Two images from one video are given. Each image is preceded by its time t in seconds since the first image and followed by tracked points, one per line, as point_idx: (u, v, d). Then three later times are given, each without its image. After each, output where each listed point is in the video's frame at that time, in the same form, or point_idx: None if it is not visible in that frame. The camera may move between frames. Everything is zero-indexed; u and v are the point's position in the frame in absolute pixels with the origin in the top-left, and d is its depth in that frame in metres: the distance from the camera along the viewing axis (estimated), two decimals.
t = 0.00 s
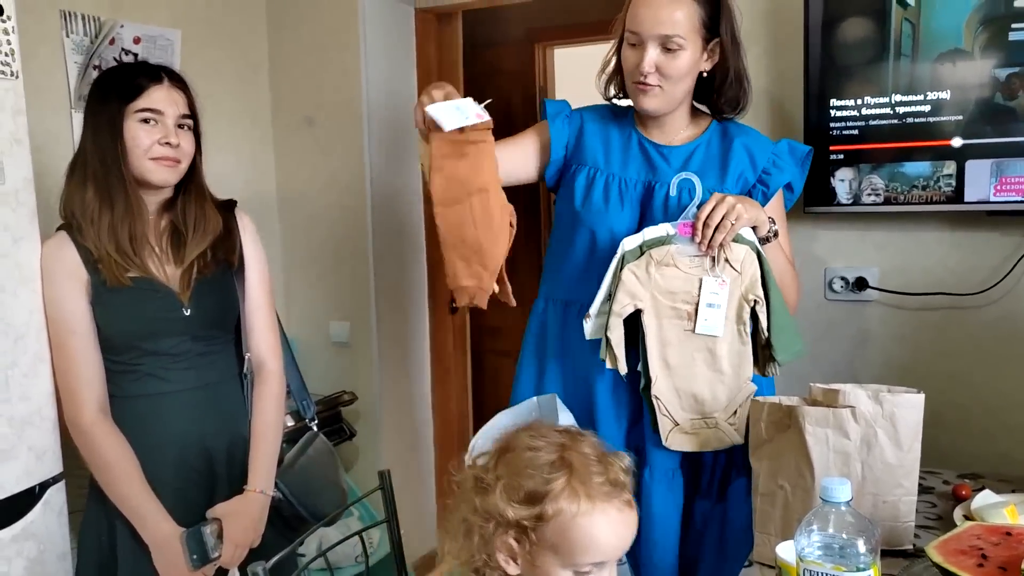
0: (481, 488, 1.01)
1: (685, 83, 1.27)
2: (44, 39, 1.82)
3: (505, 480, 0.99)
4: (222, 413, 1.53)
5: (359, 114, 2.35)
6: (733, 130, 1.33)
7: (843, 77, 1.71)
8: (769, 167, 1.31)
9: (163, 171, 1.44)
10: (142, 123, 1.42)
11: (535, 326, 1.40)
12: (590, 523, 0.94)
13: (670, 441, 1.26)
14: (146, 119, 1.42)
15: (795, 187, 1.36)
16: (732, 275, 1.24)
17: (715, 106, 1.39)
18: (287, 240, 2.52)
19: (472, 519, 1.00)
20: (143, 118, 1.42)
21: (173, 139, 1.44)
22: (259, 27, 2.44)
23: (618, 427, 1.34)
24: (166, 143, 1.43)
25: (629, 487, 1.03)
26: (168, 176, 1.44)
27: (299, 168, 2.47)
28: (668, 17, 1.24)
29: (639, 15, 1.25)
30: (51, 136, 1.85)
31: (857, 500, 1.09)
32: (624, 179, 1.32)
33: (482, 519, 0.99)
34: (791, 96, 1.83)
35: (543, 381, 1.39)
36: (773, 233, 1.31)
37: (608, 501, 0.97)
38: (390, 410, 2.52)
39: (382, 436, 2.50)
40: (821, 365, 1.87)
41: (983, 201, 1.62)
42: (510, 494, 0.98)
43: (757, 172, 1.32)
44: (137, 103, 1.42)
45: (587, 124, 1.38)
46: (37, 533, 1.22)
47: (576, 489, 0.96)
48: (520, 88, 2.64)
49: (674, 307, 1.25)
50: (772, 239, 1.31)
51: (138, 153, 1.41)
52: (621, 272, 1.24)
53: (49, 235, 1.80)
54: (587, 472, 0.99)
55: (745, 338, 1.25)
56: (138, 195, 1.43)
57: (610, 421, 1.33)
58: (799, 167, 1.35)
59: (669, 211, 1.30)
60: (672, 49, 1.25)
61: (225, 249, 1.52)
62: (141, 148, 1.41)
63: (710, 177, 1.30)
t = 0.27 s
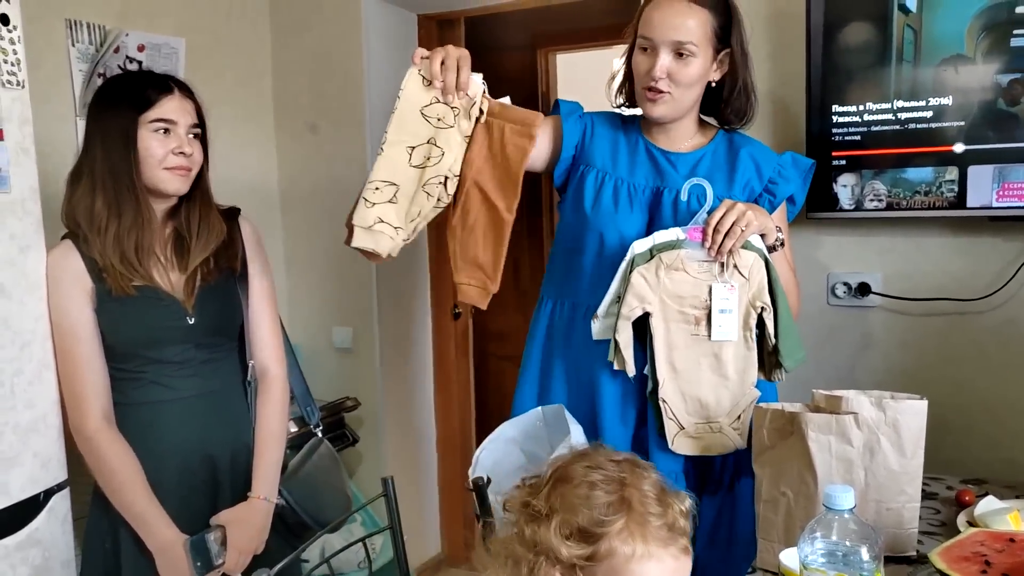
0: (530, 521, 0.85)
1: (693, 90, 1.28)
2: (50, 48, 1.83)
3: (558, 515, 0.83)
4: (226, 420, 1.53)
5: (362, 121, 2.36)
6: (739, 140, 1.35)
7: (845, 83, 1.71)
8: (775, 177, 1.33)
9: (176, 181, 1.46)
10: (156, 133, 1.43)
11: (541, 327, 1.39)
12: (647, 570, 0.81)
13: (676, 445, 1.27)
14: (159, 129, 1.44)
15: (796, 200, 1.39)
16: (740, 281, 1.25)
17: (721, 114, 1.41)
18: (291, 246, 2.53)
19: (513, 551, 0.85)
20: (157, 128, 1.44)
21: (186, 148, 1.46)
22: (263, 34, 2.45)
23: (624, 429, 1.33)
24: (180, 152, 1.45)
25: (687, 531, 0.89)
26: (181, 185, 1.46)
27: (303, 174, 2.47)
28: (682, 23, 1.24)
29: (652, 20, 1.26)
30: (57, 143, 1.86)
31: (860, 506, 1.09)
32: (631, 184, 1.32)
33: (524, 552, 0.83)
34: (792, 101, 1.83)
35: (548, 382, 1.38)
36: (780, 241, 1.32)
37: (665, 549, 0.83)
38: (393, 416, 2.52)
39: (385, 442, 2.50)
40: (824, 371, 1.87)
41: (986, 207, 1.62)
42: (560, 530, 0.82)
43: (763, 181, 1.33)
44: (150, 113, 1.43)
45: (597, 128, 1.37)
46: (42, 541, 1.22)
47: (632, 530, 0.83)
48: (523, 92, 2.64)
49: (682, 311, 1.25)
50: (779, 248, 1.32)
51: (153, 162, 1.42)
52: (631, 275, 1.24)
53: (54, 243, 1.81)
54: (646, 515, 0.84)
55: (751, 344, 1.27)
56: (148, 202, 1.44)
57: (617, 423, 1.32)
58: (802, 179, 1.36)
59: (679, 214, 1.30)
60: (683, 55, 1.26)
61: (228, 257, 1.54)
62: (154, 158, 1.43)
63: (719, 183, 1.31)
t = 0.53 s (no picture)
0: (551, 520, 0.86)
1: (702, 94, 1.28)
2: (53, 54, 1.84)
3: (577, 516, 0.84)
4: (228, 426, 1.53)
5: (365, 126, 2.36)
6: (745, 148, 1.36)
7: (848, 88, 1.71)
8: (782, 185, 1.34)
9: (180, 187, 1.46)
10: (161, 139, 1.44)
11: (547, 332, 1.39)
12: None
13: (690, 454, 1.27)
14: (164, 136, 1.44)
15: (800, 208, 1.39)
16: (751, 288, 1.27)
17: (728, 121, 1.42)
18: (293, 251, 2.53)
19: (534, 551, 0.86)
20: (162, 135, 1.44)
21: (192, 154, 1.47)
22: (265, 39, 2.46)
23: (633, 435, 1.33)
24: (185, 158, 1.46)
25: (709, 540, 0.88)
26: (185, 190, 1.47)
27: (305, 179, 2.48)
28: (695, 27, 1.25)
29: (665, 23, 1.26)
30: (60, 149, 1.86)
31: (864, 512, 1.09)
32: (640, 189, 1.32)
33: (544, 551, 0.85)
34: (794, 106, 1.83)
35: (553, 387, 1.38)
36: (789, 249, 1.33)
37: (684, 556, 0.83)
38: (395, 421, 2.52)
39: (388, 447, 2.50)
40: (827, 376, 1.87)
41: (989, 211, 1.62)
42: (578, 531, 0.83)
43: (769, 189, 1.34)
44: (155, 119, 1.44)
45: (603, 131, 1.37)
46: (45, 547, 1.22)
47: (650, 535, 0.83)
48: (525, 95, 2.62)
49: (695, 318, 1.26)
50: (788, 255, 1.34)
51: (159, 169, 1.43)
52: (644, 282, 1.24)
53: (57, 248, 1.81)
54: (665, 520, 0.84)
55: (763, 351, 1.28)
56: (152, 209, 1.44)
57: (625, 429, 1.32)
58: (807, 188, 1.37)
59: (689, 222, 1.30)
60: (695, 59, 1.26)
61: (230, 262, 1.55)
62: (161, 164, 1.44)
63: (728, 188, 1.32)
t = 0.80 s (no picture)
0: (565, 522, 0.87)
1: (709, 98, 1.28)
2: (53, 59, 1.84)
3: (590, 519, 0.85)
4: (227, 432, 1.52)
5: (365, 131, 2.36)
6: (749, 152, 1.35)
7: (849, 92, 1.71)
8: (787, 190, 1.33)
9: (180, 193, 1.45)
10: (161, 145, 1.44)
11: (552, 339, 1.38)
12: None
13: (700, 463, 1.26)
14: (164, 141, 1.44)
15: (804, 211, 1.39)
16: (762, 295, 1.26)
17: (733, 125, 1.41)
18: (293, 256, 2.53)
19: (547, 553, 0.87)
20: (162, 140, 1.44)
21: (191, 160, 1.46)
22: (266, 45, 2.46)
23: (641, 442, 1.32)
24: (185, 164, 1.45)
25: (721, 545, 0.89)
26: (185, 197, 1.46)
27: (306, 185, 2.48)
28: (704, 29, 1.24)
29: (674, 23, 1.26)
30: (61, 154, 1.86)
31: (868, 518, 1.08)
32: (646, 194, 1.32)
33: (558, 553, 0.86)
34: (795, 110, 1.83)
35: (558, 395, 1.37)
36: (797, 255, 1.33)
37: (697, 561, 0.84)
38: (396, 427, 2.51)
39: (389, 452, 2.49)
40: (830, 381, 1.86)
41: (992, 215, 1.62)
42: (591, 534, 0.84)
43: (774, 193, 1.33)
44: (155, 125, 1.44)
45: (606, 134, 1.37)
46: (44, 553, 1.22)
47: (662, 540, 0.84)
48: (525, 100, 2.63)
49: (706, 327, 1.25)
50: (796, 261, 1.33)
51: (158, 175, 1.43)
52: (655, 292, 1.23)
53: (57, 254, 1.81)
54: (678, 526, 0.85)
55: (773, 358, 1.27)
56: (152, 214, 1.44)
57: (633, 437, 1.31)
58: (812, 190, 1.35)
59: (696, 228, 1.30)
60: (704, 61, 1.26)
61: (231, 267, 1.54)
62: (160, 170, 1.43)
63: (734, 194, 1.31)
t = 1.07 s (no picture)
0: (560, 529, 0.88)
1: (712, 105, 1.28)
2: (54, 66, 1.84)
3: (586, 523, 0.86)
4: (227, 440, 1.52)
5: (366, 138, 2.36)
6: (750, 159, 1.36)
7: (848, 99, 1.71)
8: (787, 197, 1.34)
9: (180, 200, 1.45)
10: (160, 152, 1.44)
11: (553, 347, 1.38)
12: None
13: (706, 472, 1.26)
14: (164, 149, 1.44)
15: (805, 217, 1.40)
16: (765, 303, 1.26)
17: (735, 133, 1.40)
18: (294, 263, 2.53)
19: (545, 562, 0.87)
20: (162, 148, 1.44)
21: (191, 167, 1.46)
22: (266, 52, 2.47)
23: (642, 450, 1.32)
24: (185, 171, 1.45)
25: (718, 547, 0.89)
26: (185, 204, 1.46)
27: (306, 191, 2.48)
28: (707, 38, 1.25)
29: (678, 31, 1.26)
30: (62, 162, 1.87)
31: (869, 525, 1.07)
32: (647, 203, 1.32)
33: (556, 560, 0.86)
34: (795, 117, 1.83)
35: (560, 404, 1.37)
36: (798, 263, 1.33)
37: (694, 562, 0.85)
38: (397, 434, 2.51)
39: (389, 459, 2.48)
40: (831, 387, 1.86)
41: (992, 222, 1.62)
42: (589, 539, 0.84)
43: (774, 201, 1.34)
44: (155, 132, 1.44)
45: (607, 141, 1.36)
46: (43, 561, 1.21)
47: (660, 541, 0.84)
48: (525, 108, 2.64)
49: (709, 336, 1.25)
50: (798, 269, 1.33)
51: (158, 183, 1.43)
52: (658, 301, 1.23)
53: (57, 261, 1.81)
54: (674, 526, 0.86)
55: (776, 366, 1.27)
56: (152, 223, 1.44)
57: (634, 446, 1.31)
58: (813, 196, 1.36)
59: (697, 236, 1.30)
60: (707, 70, 1.26)
61: (231, 275, 1.54)
62: (160, 178, 1.43)
63: (735, 202, 1.31)
